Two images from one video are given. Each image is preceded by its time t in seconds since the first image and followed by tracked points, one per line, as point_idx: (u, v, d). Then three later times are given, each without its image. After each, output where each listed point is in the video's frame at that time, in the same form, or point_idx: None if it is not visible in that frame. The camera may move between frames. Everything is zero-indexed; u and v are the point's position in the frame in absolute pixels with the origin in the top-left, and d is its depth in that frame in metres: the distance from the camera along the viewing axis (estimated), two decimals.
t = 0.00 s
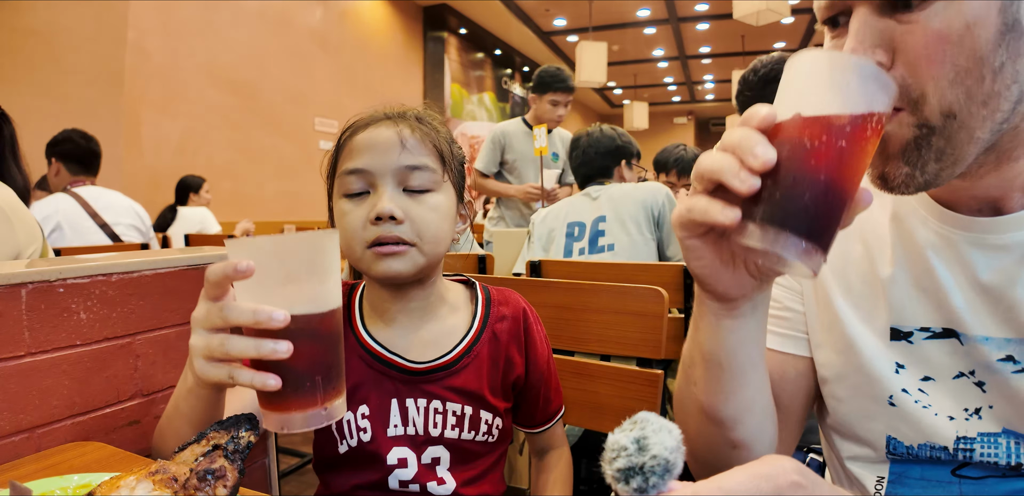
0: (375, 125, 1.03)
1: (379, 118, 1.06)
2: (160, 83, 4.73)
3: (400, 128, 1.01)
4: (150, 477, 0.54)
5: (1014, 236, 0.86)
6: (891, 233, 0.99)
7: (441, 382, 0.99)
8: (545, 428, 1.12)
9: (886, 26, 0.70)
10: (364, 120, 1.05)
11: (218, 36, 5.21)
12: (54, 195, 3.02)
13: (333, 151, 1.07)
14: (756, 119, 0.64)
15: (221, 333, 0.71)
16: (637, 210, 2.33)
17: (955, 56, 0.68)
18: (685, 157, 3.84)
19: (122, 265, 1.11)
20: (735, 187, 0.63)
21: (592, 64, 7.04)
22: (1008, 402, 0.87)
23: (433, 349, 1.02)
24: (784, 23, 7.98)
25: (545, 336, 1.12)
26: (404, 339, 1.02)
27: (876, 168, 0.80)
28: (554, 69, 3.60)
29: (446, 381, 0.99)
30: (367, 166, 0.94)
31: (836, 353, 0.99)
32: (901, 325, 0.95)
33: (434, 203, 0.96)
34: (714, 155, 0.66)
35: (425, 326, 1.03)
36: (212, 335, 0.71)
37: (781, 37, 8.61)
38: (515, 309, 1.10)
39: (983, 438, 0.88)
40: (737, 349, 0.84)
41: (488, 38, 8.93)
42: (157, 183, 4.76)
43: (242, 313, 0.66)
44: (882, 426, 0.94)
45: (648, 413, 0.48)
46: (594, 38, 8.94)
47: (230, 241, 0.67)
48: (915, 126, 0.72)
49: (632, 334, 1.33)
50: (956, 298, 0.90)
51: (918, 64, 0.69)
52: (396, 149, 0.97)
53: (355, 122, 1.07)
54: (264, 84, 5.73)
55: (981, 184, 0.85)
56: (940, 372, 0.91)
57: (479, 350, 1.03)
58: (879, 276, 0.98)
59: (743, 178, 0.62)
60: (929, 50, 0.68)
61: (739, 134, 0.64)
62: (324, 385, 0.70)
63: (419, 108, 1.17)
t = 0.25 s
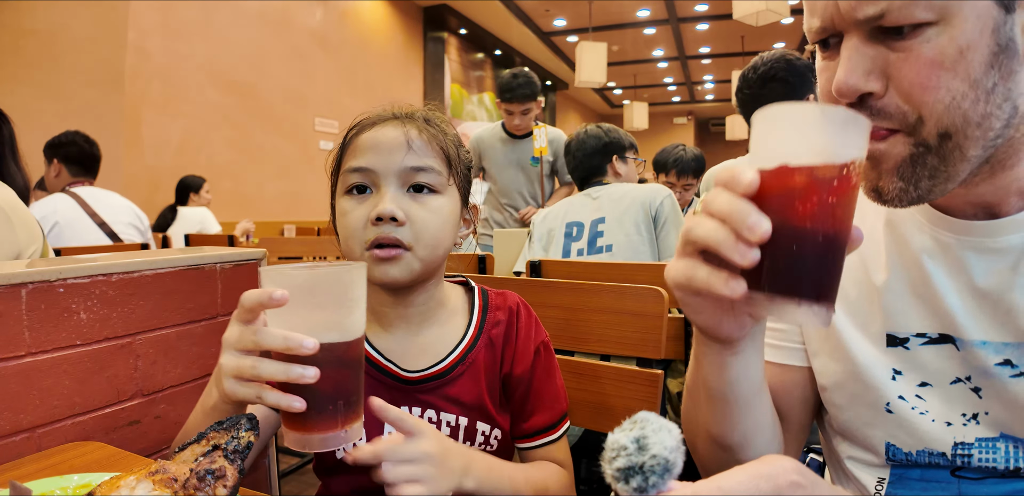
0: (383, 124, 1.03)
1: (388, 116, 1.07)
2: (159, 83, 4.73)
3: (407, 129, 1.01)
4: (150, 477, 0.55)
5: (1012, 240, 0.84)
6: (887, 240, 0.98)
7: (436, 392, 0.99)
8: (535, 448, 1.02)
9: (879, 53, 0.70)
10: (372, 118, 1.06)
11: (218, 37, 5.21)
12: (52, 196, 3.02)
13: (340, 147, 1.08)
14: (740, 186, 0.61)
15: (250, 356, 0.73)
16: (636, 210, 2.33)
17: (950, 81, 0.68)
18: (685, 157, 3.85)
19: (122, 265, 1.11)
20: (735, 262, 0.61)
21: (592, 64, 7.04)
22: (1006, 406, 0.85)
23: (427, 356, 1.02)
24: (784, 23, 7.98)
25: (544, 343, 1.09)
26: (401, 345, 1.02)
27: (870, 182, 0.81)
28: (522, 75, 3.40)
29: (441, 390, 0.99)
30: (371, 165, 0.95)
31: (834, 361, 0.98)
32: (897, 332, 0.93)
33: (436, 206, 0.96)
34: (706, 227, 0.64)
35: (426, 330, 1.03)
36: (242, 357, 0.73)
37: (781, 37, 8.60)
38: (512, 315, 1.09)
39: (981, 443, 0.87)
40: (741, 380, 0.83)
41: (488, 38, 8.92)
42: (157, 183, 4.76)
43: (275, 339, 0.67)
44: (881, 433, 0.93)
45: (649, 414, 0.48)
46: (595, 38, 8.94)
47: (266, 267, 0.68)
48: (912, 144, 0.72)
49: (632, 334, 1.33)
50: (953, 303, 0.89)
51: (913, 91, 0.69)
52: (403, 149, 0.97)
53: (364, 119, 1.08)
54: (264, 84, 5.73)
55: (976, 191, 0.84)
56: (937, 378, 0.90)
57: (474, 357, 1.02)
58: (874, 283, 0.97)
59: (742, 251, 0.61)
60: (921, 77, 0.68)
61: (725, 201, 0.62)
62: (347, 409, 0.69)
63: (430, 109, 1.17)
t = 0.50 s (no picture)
0: (402, 120, 1.03)
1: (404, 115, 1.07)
2: (160, 83, 4.73)
3: (429, 128, 1.03)
4: (151, 476, 0.55)
5: (1013, 241, 0.83)
6: (887, 243, 0.96)
7: (437, 397, 0.99)
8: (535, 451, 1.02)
9: (893, 70, 0.71)
10: (388, 115, 1.06)
11: (218, 37, 5.21)
12: (51, 196, 3.02)
13: (351, 142, 1.06)
14: (718, 282, 0.60)
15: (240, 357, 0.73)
16: (635, 211, 2.34)
17: (967, 99, 0.70)
18: (684, 156, 3.86)
19: (123, 265, 1.11)
20: (723, 356, 0.61)
21: (592, 64, 7.04)
22: (1006, 410, 0.84)
23: (426, 361, 1.01)
24: (784, 23, 7.98)
25: (545, 346, 1.09)
26: (402, 350, 1.01)
27: (880, 191, 0.82)
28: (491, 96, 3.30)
29: (441, 396, 0.99)
30: (399, 161, 0.95)
31: (835, 370, 0.97)
32: (897, 336, 0.92)
33: (460, 205, 0.98)
34: (689, 320, 0.64)
35: (427, 333, 1.02)
36: (232, 359, 0.73)
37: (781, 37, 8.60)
38: (511, 318, 1.09)
39: (981, 449, 0.85)
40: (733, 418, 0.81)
41: (488, 38, 8.92)
42: (157, 183, 4.76)
43: (264, 340, 0.67)
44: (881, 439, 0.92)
45: (648, 413, 0.48)
46: (595, 38, 8.94)
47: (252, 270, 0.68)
48: (928, 158, 0.74)
49: (632, 334, 1.33)
50: (955, 306, 0.87)
51: (928, 109, 0.70)
52: (429, 147, 0.98)
53: (378, 115, 1.08)
54: (264, 84, 5.73)
55: (978, 192, 0.84)
56: (938, 383, 0.88)
57: (474, 362, 1.01)
58: (873, 286, 0.95)
59: (728, 347, 0.61)
60: (938, 96, 0.70)
61: (702, 296, 0.62)
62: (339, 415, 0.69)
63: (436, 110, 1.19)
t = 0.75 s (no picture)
0: (414, 123, 1.03)
1: (412, 116, 1.06)
2: (159, 84, 4.73)
3: (440, 132, 1.03)
4: (151, 476, 0.55)
5: (1012, 243, 0.83)
6: (886, 247, 0.96)
7: (438, 400, 0.99)
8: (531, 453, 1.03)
9: (907, 79, 0.71)
10: (397, 115, 1.05)
11: (218, 37, 5.21)
12: (51, 197, 3.02)
13: (359, 143, 1.03)
14: (706, 341, 0.63)
15: (246, 373, 0.74)
16: (632, 213, 2.34)
17: (980, 110, 0.70)
18: (683, 155, 3.87)
19: (122, 265, 1.11)
20: (716, 410, 0.64)
21: (592, 64, 7.04)
22: (1007, 413, 0.83)
23: (426, 364, 1.00)
24: (785, 23, 7.97)
25: (544, 346, 1.09)
26: (402, 353, 1.01)
27: (891, 200, 0.82)
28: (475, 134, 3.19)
29: (442, 398, 0.99)
30: (418, 166, 0.94)
31: (833, 376, 0.96)
32: (897, 339, 0.91)
33: (471, 210, 1.00)
34: (683, 374, 0.69)
35: (427, 335, 1.01)
36: (238, 375, 0.73)
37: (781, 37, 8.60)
38: (510, 319, 1.09)
39: (981, 453, 0.84)
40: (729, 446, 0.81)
41: (488, 38, 8.92)
42: (157, 183, 4.76)
43: (269, 358, 0.67)
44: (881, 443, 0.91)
45: (649, 413, 0.48)
46: (595, 38, 8.94)
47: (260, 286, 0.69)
48: (942, 172, 0.74)
49: (632, 334, 1.33)
50: (955, 309, 0.87)
51: (942, 119, 0.71)
52: (445, 153, 0.98)
53: (384, 116, 1.06)
54: (264, 85, 5.73)
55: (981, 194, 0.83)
56: (938, 386, 0.87)
57: (474, 364, 1.01)
58: (874, 291, 0.95)
59: (720, 401, 0.63)
60: (952, 108, 0.70)
61: (695, 353, 0.66)
62: (340, 426, 0.69)
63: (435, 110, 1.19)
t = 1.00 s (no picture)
0: (411, 126, 1.02)
1: (409, 118, 1.06)
2: (159, 84, 4.73)
3: (439, 134, 1.03)
4: (150, 476, 0.55)
5: (1012, 243, 0.83)
6: (885, 247, 0.96)
7: (435, 401, 0.99)
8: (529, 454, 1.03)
9: (903, 84, 0.71)
10: (394, 117, 1.04)
11: (218, 37, 5.21)
12: (53, 196, 3.02)
13: (356, 146, 1.03)
14: (699, 344, 0.64)
15: (245, 383, 0.74)
16: (631, 215, 2.34)
17: (975, 115, 0.70)
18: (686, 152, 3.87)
19: (122, 265, 1.11)
20: (708, 414, 0.64)
21: (592, 64, 7.04)
22: (1007, 414, 0.83)
23: (424, 364, 1.00)
24: (785, 23, 7.97)
25: (543, 345, 1.09)
26: (400, 354, 1.00)
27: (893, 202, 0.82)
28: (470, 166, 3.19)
29: (439, 399, 0.99)
30: (416, 170, 0.94)
31: (833, 378, 0.96)
32: (898, 340, 0.91)
33: (469, 213, 1.01)
34: (675, 378, 0.69)
35: (423, 335, 1.01)
36: (238, 384, 0.73)
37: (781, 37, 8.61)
38: (508, 318, 1.09)
39: (981, 454, 0.84)
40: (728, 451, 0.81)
41: (488, 38, 8.92)
42: (157, 183, 4.76)
43: (268, 369, 0.67)
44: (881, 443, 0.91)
45: (648, 414, 0.48)
46: (595, 38, 8.94)
47: (260, 297, 0.69)
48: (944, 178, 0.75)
49: (632, 334, 1.33)
50: (956, 310, 0.87)
51: (940, 123, 0.71)
52: (444, 156, 0.98)
53: (381, 118, 1.05)
54: (264, 85, 5.73)
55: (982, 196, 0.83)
56: (938, 386, 0.88)
57: (472, 364, 1.01)
58: (874, 292, 0.95)
59: (712, 405, 0.64)
60: (948, 114, 0.70)
61: (688, 356, 0.66)
62: (339, 433, 0.69)
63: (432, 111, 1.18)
